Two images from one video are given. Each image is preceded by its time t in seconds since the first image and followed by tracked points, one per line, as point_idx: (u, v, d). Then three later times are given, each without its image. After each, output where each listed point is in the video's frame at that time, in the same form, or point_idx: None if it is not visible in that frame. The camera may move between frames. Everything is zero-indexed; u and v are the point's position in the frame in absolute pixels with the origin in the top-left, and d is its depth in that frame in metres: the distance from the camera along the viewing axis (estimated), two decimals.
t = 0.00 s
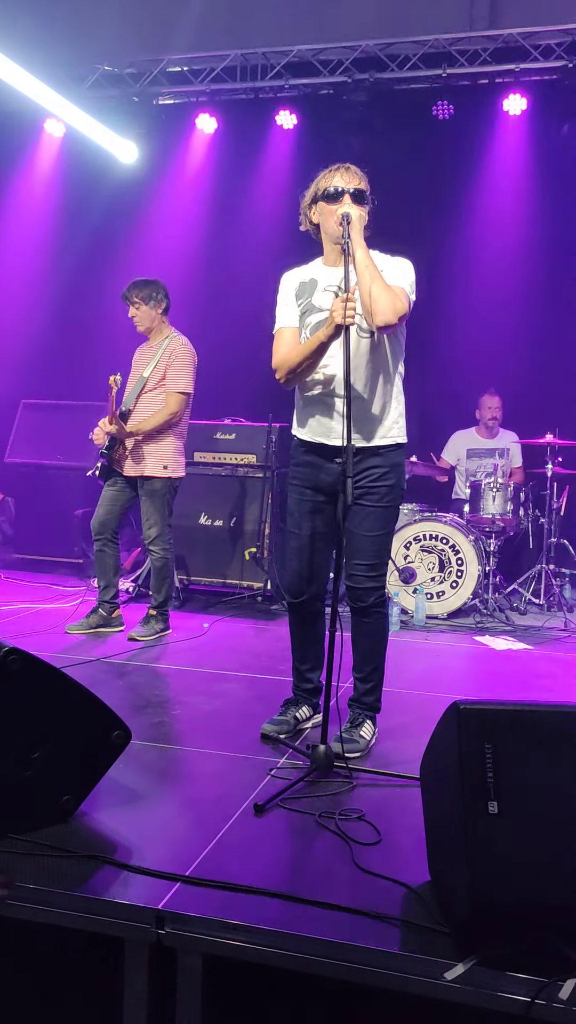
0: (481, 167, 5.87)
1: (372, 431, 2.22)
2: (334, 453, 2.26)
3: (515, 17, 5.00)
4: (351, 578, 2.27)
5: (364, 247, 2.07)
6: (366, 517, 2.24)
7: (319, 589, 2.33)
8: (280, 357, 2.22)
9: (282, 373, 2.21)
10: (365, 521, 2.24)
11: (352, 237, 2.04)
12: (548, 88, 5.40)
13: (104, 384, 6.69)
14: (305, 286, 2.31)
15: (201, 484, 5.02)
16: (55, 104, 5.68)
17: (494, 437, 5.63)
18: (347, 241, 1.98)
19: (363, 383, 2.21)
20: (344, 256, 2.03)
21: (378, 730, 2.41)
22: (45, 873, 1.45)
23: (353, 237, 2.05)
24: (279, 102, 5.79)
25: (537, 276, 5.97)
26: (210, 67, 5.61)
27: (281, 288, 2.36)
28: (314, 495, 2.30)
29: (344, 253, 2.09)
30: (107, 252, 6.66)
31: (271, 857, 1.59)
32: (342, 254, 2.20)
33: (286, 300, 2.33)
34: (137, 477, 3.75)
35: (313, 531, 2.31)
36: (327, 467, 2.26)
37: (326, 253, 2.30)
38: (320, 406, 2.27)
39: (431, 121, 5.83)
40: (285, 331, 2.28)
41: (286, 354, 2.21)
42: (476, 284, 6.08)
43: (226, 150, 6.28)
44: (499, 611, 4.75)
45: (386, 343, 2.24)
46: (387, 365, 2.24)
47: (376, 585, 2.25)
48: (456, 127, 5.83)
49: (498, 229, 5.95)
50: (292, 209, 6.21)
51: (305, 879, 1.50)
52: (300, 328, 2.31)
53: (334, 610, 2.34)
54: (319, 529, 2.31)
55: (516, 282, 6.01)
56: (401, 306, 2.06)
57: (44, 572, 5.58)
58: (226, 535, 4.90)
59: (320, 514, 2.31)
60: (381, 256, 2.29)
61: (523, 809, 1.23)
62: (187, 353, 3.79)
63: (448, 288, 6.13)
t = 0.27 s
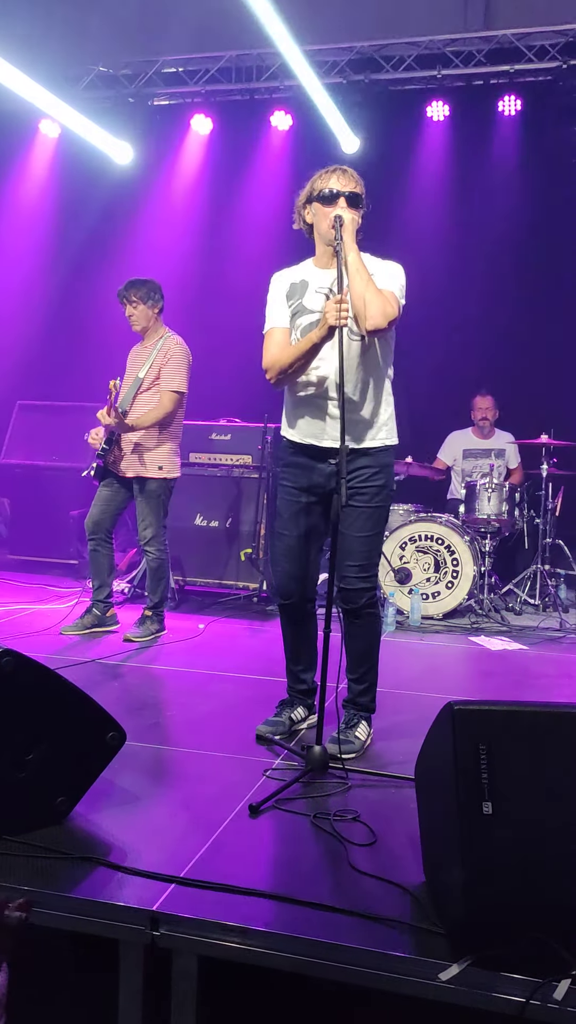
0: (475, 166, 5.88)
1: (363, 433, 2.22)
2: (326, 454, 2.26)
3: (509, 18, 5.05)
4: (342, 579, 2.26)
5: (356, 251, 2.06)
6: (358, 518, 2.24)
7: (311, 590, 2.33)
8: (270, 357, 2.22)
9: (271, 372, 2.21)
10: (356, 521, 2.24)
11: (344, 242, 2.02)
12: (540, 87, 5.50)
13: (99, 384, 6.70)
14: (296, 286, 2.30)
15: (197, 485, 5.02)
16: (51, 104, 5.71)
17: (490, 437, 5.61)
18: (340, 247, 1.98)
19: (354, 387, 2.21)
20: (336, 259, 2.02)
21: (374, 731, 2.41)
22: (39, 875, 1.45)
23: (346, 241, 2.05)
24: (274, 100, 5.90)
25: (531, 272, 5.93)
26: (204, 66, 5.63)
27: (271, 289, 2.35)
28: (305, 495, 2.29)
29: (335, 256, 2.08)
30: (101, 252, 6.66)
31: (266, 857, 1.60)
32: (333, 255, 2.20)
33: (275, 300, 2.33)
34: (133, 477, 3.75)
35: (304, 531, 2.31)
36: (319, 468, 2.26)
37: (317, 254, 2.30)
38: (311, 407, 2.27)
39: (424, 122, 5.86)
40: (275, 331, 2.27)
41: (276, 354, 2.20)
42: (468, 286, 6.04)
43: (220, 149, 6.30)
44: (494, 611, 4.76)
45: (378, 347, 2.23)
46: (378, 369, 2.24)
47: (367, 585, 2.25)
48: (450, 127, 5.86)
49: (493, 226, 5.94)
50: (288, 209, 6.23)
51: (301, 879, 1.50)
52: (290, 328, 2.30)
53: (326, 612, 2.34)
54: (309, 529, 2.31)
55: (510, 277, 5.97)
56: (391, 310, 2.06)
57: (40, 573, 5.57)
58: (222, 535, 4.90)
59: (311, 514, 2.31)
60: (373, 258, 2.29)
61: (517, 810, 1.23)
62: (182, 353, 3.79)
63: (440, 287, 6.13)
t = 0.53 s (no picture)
0: (473, 166, 5.88)
1: (351, 437, 2.22)
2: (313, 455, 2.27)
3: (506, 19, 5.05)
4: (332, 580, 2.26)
5: (345, 255, 2.05)
6: (344, 519, 2.24)
7: (304, 592, 2.33)
8: (259, 358, 2.21)
9: (258, 374, 2.20)
10: (343, 522, 2.25)
11: (334, 245, 2.03)
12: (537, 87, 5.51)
13: (96, 385, 6.69)
14: (285, 289, 2.30)
15: (194, 487, 5.02)
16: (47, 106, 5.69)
17: (486, 437, 5.61)
18: (328, 247, 1.99)
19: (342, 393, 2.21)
20: (326, 262, 2.01)
21: (370, 732, 2.41)
22: (35, 877, 1.45)
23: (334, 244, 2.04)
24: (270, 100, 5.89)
25: (528, 274, 5.94)
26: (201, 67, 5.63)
27: (260, 289, 2.34)
28: (292, 496, 2.30)
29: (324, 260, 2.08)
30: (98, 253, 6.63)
31: (262, 859, 1.59)
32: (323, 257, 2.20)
33: (265, 301, 2.32)
34: (129, 479, 3.75)
35: (294, 531, 2.31)
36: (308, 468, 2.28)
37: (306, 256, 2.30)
38: (300, 411, 2.26)
39: (421, 123, 5.87)
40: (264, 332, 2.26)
41: (264, 356, 2.20)
42: (466, 286, 6.06)
43: (217, 149, 6.30)
44: (492, 612, 4.75)
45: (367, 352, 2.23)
46: (367, 373, 2.24)
47: (358, 586, 2.25)
48: (448, 127, 5.87)
49: (491, 228, 5.94)
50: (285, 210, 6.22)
51: (296, 881, 1.50)
52: (279, 330, 2.30)
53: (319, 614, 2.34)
54: (297, 530, 2.31)
55: (509, 280, 5.98)
56: (381, 314, 2.06)
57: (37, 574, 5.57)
58: (219, 536, 4.90)
59: (299, 514, 2.32)
60: (363, 260, 2.29)
61: (512, 811, 1.23)
62: (178, 354, 3.79)
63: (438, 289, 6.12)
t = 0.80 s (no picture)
0: (472, 167, 5.88)
1: (345, 438, 2.22)
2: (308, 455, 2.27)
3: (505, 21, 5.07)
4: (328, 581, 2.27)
5: (338, 258, 2.07)
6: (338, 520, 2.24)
7: (301, 593, 2.33)
8: (253, 358, 2.21)
9: (251, 372, 2.19)
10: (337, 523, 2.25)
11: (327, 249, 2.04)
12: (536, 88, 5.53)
13: (96, 386, 6.69)
14: (280, 292, 2.30)
15: (194, 488, 5.02)
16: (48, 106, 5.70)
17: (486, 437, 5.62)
18: (322, 250, 1.97)
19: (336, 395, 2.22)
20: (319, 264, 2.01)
21: (369, 733, 2.41)
22: (34, 879, 1.45)
23: (327, 248, 2.05)
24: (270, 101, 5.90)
25: (527, 275, 5.96)
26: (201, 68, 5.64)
27: (255, 290, 2.34)
28: (286, 496, 2.30)
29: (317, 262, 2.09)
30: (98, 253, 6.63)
31: (261, 860, 1.59)
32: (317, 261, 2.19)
33: (260, 302, 2.32)
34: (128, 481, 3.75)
35: (291, 532, 2.31)
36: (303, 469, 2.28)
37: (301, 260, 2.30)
38: (294, 413, 2.26)
39: (419, 123, 5.88)
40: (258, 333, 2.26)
41: (258, 356, 2.20)
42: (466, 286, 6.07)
43: (217, 150, 6.30)
44: (491, 614, 4.75)
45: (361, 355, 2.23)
46: (361, 375, 2.25)
47: (353, 586, 2.24)
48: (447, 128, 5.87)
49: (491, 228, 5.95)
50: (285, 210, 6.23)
51: (295, 882, 1.50)
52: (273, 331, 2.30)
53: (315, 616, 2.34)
54: (292, 531, 2.31)
55: (509, 281, 5.99)
56: (374, 315, 2.05)
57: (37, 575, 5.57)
58: (219, 537, 4.90)
59: (294, 515, 2.32)
60: (357, 265, 2.29)
61: (511, 812, 1.23)
62: (176, 354, 3.78)
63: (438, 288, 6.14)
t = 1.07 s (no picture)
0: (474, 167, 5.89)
1: (347, 436, 2.22)
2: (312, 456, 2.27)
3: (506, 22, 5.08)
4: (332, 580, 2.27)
5: (341, 257, 2.06)
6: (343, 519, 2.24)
7: (303, 591, 2.33)
8: (257, 356, 2.21)
9: (255, 369, 2.19)
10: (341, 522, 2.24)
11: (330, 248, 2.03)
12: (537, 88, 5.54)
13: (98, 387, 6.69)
14: (283, 288, 2.30)
15: (195, 488, 5.02)
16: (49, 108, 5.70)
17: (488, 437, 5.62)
18: (324, 253, 1.97)
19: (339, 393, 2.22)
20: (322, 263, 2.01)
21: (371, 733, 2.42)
22: (36, 879, 1.45)
23: (330, 247, 2.04)
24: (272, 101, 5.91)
25: (528, 276, 5.97)
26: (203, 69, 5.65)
27: (258, 286, 2.34)
28: (291, 495, 2.30)
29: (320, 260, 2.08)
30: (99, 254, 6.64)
31: (263, 861, 1.59)
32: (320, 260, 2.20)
33: (263, 300, 2.32)
34: (129, 481, 3.75)
35: (295, 532, 2.31)
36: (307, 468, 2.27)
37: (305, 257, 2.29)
38: (297, 410, 2.27)
39: (421, 124, 5.88)
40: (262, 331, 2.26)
41: (262, 353, 2.20)
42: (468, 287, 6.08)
43: (218, 150, 6.30)
44: (493, 615, 4.74)
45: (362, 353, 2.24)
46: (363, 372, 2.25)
47: (358, 585, 2.24)
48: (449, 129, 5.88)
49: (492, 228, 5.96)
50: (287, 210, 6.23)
51: (297, 883, 1.50)
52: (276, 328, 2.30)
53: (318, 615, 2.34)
54: (297, 531, 2.31)
55: (510, 281, 5.99)
56: (376, 315, 2.05)
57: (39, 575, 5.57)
58: (220, 538, 4.90)
59: (299, 514, 2.32)
60: (361, 260, 2.29)
61: (512, 812, 1.23)
62: (176, 354, 3.78)
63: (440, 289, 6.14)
